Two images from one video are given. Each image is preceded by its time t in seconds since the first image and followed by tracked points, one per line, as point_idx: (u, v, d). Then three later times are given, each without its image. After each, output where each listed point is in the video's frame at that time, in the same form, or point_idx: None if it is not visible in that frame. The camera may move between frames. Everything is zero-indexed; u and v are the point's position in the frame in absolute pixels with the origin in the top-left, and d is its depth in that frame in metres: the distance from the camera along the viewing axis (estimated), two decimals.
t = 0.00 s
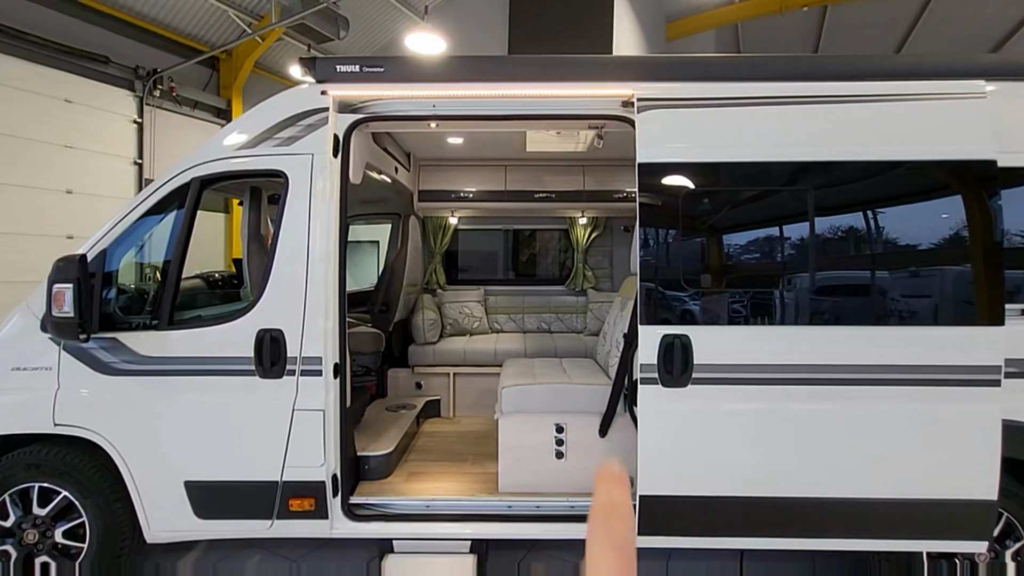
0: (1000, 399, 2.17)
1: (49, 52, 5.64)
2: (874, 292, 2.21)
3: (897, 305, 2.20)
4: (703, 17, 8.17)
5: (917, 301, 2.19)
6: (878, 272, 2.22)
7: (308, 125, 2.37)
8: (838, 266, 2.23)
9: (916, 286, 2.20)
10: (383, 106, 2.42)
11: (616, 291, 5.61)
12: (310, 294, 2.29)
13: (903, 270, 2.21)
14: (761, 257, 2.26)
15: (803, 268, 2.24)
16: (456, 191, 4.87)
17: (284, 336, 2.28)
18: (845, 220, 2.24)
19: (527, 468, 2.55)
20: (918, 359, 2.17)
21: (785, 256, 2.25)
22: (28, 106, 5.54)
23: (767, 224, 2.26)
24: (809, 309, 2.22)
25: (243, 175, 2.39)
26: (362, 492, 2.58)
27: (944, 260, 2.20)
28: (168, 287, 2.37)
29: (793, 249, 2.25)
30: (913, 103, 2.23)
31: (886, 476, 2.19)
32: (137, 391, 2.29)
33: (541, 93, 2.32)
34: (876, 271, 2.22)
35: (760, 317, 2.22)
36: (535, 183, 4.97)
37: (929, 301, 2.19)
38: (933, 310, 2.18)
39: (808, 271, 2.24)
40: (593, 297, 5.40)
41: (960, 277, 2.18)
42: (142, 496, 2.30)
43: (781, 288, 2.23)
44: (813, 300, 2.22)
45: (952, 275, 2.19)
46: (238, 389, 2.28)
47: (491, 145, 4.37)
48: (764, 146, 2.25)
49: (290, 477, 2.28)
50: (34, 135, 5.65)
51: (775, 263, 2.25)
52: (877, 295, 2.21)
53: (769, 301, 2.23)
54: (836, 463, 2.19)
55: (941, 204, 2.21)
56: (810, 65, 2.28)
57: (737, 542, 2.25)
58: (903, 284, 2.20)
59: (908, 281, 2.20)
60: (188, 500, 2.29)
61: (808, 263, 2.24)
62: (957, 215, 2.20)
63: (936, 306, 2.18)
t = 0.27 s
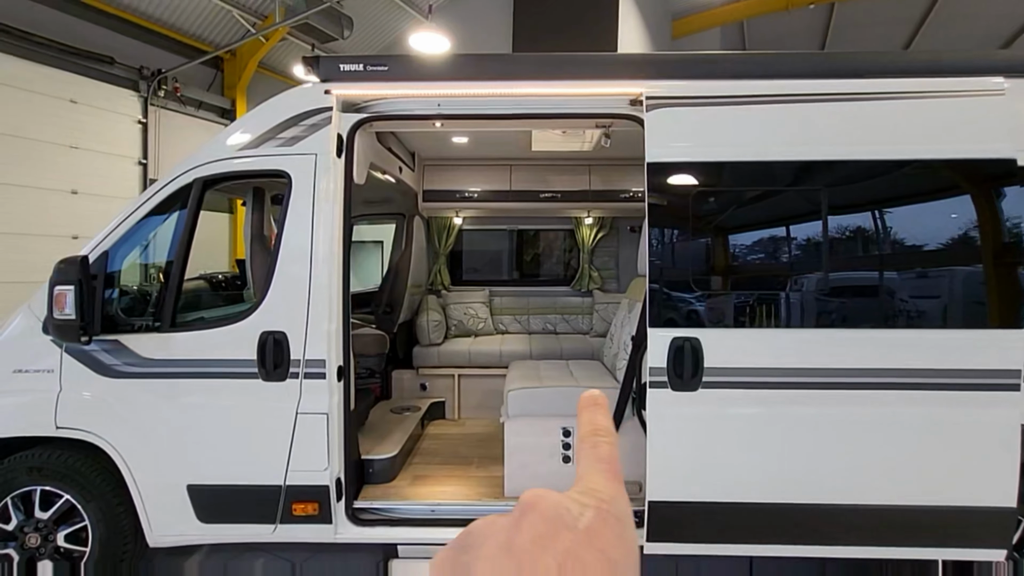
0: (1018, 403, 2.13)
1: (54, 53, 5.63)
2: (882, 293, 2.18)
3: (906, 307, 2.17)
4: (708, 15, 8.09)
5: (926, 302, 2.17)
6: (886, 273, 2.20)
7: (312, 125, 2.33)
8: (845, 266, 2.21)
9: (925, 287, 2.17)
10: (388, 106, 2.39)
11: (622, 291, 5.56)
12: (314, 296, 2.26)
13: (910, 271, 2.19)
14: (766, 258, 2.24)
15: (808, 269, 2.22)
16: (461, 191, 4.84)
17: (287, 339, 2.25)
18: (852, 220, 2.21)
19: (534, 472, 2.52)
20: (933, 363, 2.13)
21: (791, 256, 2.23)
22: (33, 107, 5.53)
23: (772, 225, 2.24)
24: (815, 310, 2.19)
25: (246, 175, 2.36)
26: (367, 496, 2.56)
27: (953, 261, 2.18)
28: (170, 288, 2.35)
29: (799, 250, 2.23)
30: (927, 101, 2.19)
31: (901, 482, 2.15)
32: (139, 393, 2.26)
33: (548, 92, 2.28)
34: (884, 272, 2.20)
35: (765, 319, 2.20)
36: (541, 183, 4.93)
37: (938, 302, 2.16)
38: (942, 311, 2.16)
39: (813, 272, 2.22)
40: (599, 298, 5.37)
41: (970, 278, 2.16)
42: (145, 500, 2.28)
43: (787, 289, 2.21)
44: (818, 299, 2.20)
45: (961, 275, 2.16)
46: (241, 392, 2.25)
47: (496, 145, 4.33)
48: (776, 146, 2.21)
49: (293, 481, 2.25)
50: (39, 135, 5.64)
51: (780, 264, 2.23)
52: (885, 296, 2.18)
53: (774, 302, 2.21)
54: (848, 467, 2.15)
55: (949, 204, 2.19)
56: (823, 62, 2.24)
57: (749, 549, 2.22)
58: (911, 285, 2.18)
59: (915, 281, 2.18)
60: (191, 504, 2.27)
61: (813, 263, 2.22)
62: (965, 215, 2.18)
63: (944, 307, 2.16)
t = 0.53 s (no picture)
0: None
1: (59, 53, 5.62)
2: (890, 293, 2.15)
3: (913, 307, 2.14)
4: (713, 13, 8.04)
5: (933, 302, 2.13)
6: (894, 272, 2.16)
7: (316, 123, 2.31)
8: (852, 266, 2.18)
9: (932, 287, 2.14)
10: (394, 103, 2.36)
11: (628, 291, 5.53)
12: (318, 296, 2.23)
13: (918, 271, 2.16)
14: (770, 257, 2.21)
15: (814, 269, 2.19)
16: (465, 189, 4.82)
17: (291, 338, 2.23)
18: (857, 219, 2.18)
19: (541, 474, 2.50)
20: (947, 365, 2.10)
21: (796, 256, 2.21)
22: (38, 106, 5.53)
23: (776, 224, 2.22)
24: (820, 310, 2.17)
25: (250, 173, 2.34)
26: (372, 497, 2.54)
27: (961, 261, 2.15)
28: (174, 287, 2.33)
29: (804, 250, 2.21)
30: (940, 97, 2.15)
31: (914, 485, 2.12)
32: (143, 393, 2.24)
33: (556, 89, 2.25)
34: (891, 272, 2.16)
35: (769, 319, 2.17)
36: (546, 181, 4.90)
37: (946, 302, 2.13)
38: (950, 312, 2.12)
39: (818, 272, 2.19)
40: (604, 297, 5.33)
41: (979, 278, 2.13)
42: (148, 500, 2.26)
43: (792, 288, 2.18)
44: (823, 297, 2.17)
45: (970, 275, 2.13)
46: (245, 392, 2.23)
47: (501, 143, 4.31)
48: (786, 143, 2.18)
49: (298, 482, 2.23)
50: (44, 135, 5.64)
51: (785, 264, 2.20)
52: (892, 296, 2.15)
53: (780, 302, 2.18)
54: (859, 469, 2.12)
55: (956, 203, 2.15)
56: (835, 58, 2.20)
57: (759, 552, 2.18)
58: (918, 285, 2.15)
59: (923, 281, 2.15)
60: (195, 505, 2.25)
61: (817, 264, 2.19)
62: (972, 215, 2.15)
63: (952, 307, 2.12)
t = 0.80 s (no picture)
0: None
1: (63, 53, 5.63)
2: (896, 292, 2.13)
3: (919, 307, 2.11)
4: (718, 12, 7.98)
5: (939, 301, 2.11)
6: (900, 271, 2.14)
7: (320, 121, 2.30)
8: (857, 266, 2.16)
9: (939, 286, 2.11)
10: (399, 101, 2.35)
11: (633, 291, 5.50)
12: (322, 295, 2.22)
13: (923, 270, 2.13)
14: (773, 256, 2.20)
15: (817, 268, 2.18)
16: (470, 188, 4.80)
17: (295, 338, 2.21)
18: (861, 218, 2.16)
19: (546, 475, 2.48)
20: (956, 364, 2.07)
21: (800, 254, 2.19)
22: (42, 106, 5.53)
23: (780, 223, 2.20)
24: (824, 309, 2.15)
25: (254, 171, 2.33)
26: (376, 497, 2.53)
27: (967, 260, 2.12)
28: (178, 286, 2.32)
29: (807, 249, 2.19)
30: (950, 93, 2.12)
31: (924, 487, 2.09)
32: (146, 393, 2.23)
33: (562, 86, 2.23)
34: (898, 271, 2.14)
35: (772, 319, 2.16)
36: (550, 180, 4.88)
37: (952, 302, 2.10)
38: (956, 312, 2.10)
39: (822, 271, 2.17)
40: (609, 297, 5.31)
41: (986, 277, 2.10)
42: (152, 500, 2.25)
43: (796, 287, 2.17)
44: (827, 296, 2.15)
45: (976, 274, 2.11)
46: (249, 392, 2.22)
47: (505, 141, 4.29)
48: (794, 141, 2.16)
49: (302, 483, 2.21)
50: (48, 135, 5.64)
51: (788, 262, 2.19)
52: (898, 295, 2.12)
53: (784, 302, 2.16)
54: (867, 470, 2.10)
55: (961, 201, 2.13)
56: (844, 55, 2.18)
57: (767, 554, 2.16)
58: (924, 284, 2.12)
59: (928, 281, 2.12)
60: (199, 505, 2.24)
61: (821, 263, 2.18)
62: (979, 213, 2.13)
63: (958, 307, 2.10)
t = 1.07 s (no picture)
0: None
1: (67, 53, 5.64)
2: (900, 293, 2.11)
3: (924, 307, 2.10)
4: (722, 11, 7.94)
5: (943, 301, 2.10)
6: (904, 272, 2.13)
7: (325, 121, 2.29)
8: (861, 267, 2.15)
9: (943, 286, 2.10)
10: (404, 101, 2.31)
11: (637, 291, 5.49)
12: (327, 295, 2.22)
13: (928, 271, 2.12)
14: (777, 257, 2.19)
15: (821, 268, 2.17)
16: (473, 188, 4.81)
17: (300, 339, 2.21)
18: (863, 219, 2.15)
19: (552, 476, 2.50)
20: (963, 365, 2.06)
21: (802, 255, 2.19)
22: (46, 107, 5.54)
23: (783, 223, 2.20)
24: (827, 309, 2.14)
25: (259, 171, 2.33)
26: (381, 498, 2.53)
27: (972, 261, 2.11)
28: (183, 286, 2.32)
29: (810, 249, 2.19)
30: (959, 93, 2.11)
31: (932, 489, 2.08)
32: (151, 393, 2.23)
33: (567, 86, 2.23)
34: (902, 272, 2.13)
35: (774, 319, 2.15)
36: (554, 180, 4.87)
37: (956, 302, 2.09)
38: (960, 312, 2.09)
39: (826, 271, 2.16)
40: (613, 297, 5.30)
41: (992, 277, 2.09)
42: (158, 500, 2.25)
43: (800, 287, 2.16)
44: (830, 296, 2.14)
45: (982, 274, 2.10)
46: (254, 393, 2.21)
47: (508, 141, 4.29)
48: (801, 140, 2.15)
49: (307, 483, 2.21)
50: (52, 135, 5.65)
51: (791, 263, 2.18)
52: (903, 296, 2.11)
53: (788, 303, 2.15)
54: (873, 471, 2.09)
55: (968, 201, 2.12)
56: (852, 54, 2.17)
57: (773, 555, 2.15)
58: (929, 285, 2.11)
59: (933, 281, 2.11)
60: (205, 505, 2.24)
61: (824, 263, 2.17)
62: (984, 213, 2.12)
63: (963, 307, 2.09)
